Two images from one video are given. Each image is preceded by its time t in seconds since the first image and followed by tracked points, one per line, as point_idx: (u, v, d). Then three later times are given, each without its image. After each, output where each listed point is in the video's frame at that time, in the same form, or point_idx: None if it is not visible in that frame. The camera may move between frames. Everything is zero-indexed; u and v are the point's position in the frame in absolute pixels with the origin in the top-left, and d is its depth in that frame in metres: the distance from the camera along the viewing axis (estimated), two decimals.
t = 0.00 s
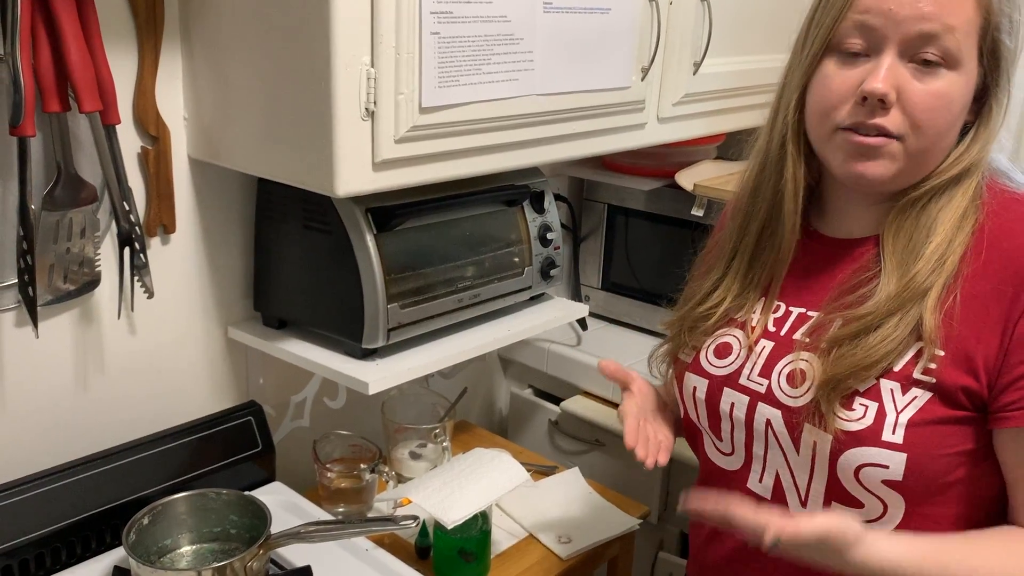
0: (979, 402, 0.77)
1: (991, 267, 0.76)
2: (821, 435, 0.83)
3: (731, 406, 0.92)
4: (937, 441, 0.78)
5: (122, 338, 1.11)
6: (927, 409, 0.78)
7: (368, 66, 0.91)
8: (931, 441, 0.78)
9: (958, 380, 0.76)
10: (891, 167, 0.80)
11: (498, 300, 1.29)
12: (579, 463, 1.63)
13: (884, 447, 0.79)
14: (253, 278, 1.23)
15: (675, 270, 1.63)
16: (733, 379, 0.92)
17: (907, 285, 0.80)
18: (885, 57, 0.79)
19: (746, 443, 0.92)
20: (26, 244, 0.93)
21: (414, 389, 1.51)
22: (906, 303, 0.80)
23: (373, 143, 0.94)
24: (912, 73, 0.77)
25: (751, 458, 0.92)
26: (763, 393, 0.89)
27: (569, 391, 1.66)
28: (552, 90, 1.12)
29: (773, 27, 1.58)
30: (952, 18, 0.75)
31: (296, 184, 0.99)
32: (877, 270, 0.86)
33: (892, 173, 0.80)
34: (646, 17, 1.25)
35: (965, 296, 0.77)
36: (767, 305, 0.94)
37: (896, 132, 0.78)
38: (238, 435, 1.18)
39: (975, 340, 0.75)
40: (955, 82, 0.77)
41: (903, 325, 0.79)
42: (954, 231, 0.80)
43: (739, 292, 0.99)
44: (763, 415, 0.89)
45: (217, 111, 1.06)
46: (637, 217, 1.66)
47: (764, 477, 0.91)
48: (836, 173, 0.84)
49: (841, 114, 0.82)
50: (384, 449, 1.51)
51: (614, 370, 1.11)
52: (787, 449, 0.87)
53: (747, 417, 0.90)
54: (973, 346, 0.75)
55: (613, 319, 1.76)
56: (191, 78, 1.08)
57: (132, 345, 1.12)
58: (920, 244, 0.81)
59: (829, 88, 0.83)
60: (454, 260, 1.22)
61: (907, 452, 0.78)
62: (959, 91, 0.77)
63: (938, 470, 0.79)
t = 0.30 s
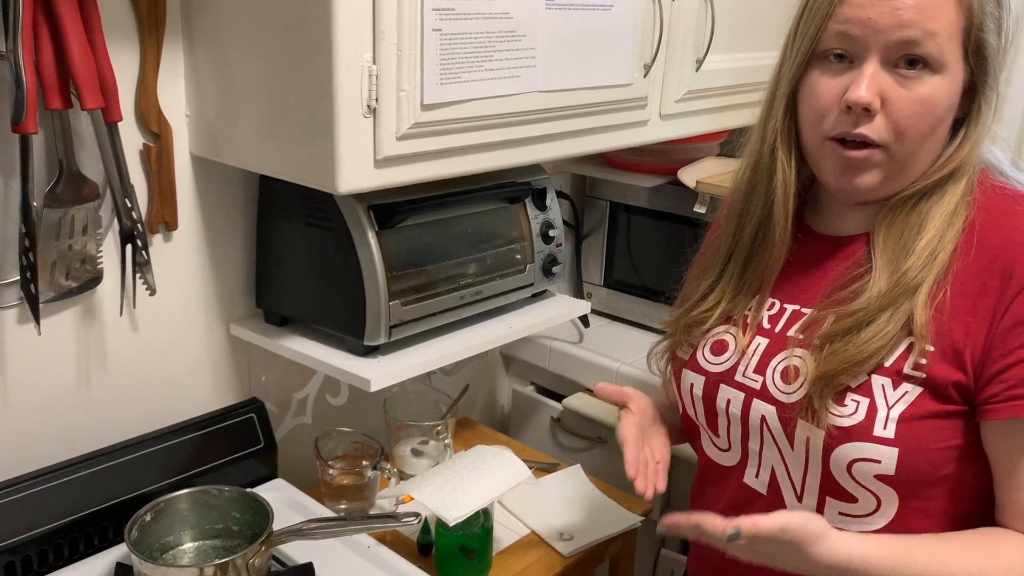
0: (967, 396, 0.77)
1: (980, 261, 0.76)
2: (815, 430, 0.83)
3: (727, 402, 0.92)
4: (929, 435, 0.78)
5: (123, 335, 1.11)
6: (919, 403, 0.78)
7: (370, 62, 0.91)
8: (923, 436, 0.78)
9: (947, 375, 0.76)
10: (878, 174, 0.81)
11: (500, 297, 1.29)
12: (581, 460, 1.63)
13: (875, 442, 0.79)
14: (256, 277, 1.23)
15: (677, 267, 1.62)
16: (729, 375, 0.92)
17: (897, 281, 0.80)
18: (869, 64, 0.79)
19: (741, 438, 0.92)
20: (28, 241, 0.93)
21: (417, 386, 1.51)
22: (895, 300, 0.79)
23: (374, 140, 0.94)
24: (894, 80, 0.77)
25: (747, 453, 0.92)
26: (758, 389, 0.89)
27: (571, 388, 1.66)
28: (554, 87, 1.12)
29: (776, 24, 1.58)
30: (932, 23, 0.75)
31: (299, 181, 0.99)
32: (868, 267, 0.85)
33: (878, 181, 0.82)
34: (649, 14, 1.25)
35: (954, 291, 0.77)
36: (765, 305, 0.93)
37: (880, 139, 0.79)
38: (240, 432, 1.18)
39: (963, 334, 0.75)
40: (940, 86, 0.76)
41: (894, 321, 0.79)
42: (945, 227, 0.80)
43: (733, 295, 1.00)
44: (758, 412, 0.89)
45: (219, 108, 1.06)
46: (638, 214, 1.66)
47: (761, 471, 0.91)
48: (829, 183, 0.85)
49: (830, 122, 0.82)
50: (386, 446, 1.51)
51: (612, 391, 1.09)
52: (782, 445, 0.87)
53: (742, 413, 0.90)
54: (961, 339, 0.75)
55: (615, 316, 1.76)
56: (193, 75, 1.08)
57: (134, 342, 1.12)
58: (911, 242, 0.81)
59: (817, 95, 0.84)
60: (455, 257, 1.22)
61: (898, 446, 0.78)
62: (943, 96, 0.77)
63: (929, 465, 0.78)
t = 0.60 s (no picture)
0: (955, 395, 0.77)
1: (973, 260, 0.76)
2: (800, 424, 0.84)
3: (722, 395, 0.93)
4: (914, 434, 0.78)
5: (126, 334, 1.11)
6: (903, 401, 0.78)
7: (371, 61, 0.91)
8: (908, 434, 0.78)
9: (933, 373, 0.77)
10: (879, 163, 0.80)
11: (501, 295, 1.29)
12: (583, 458, 1.63)
13: (857, 437, 0.80)
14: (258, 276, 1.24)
15: (679, 266, 1.62)
16: (724, 368, 0.93)
17: (889, 277, 0.80)
18: (864, 54, 0.79)
19: (733, 430, 0.93)
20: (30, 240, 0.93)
21: (418, 385, 1.51)
22: (885, 297, 0.80)
23: (375, 139, 0.94)
24: (889, 71, 0.78)
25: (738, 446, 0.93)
26: (752, 382, 0.89)
27: (573, 386, 1.66)
28: (555, 86, 1.12)
29: (778, 22, 1.58)
30: (928, 15, 0.76)
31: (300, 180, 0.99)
32: (863, 265, 0.86)
33: (878, 172, 0.81)
34: (650, 12, 1.25)
35: (945, 289, 0.77)
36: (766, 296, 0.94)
37: (878, 129, 0.79)
38: (242, 431, 1.18)
39: (952, 331, 0.75)
40: (937, 77, 0.77)
41: (881, 318, 0.80)
42: (941, 223, 0.79)
43: (727, 293, 1.00)
44: (750, 404, 0.90)
45: (220, 107, 1.06)
46: (640, 212, 1.66)
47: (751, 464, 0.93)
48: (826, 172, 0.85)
49: (826, 113, 0.83)
50: (388, 445, 1.51)
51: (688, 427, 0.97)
52: (769, 437, 0.89)
53: (735, 405, 0.91)
54: (949, 336, 0.76)
55: (617, 315, 1.76)
56: (194, 75, 1.08)
57: (136, 341, 1.12)
58: (905, 240, 0.82)
59: (812, 87, 0.85)
60: (456, 256, 1.22)
61: (880, 443, 0.79)
62: (942, 86, 0.77)
63: (914, 463, 0.79)
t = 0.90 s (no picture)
0: (959, 402, 0.77)
1: (985, 269, 0.76)
2: (801, 420, 0.85)
3: (724, 390, 0.93)
4: (917, 438, 0.78)
5: (126, 334, 1.11)
6: (908, 404, 0.78)
7: (371, 62, 0.91)
8: (910, 438, 0.78)
9: (939, 378, 0.76)
10: (883, 170, 0.81)
11: (502, 296, 1.29)
12: (583, 459, 1.63)
13: (858, 438, 0.80)
14: (258, 277, 1.24)
15: (680, 267, 1.62)
16: (729, 365, 0.93)
17: (901, 281, 0.80)
18: (862, 60, 0.80)
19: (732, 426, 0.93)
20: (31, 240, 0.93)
21: (418, 385, 1.51)
22: (897, 300, 0.80)
23: (377, 140, 0.94)
24: (887, 75, 0.78)
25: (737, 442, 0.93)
26: (755, 378, 0.90)
27: (574, 387, 1.66)
28: (556, 87, 1.12)
29: (779, 23, 1.58)
30: (925, 18, 0.75)
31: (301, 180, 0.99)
32: (874, 270, 0.86)
33: (885, 177, 0.81)
34: (650, 12, 1.25)
35: (955, 294, 0.77)
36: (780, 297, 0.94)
37: (879, 136, 0.79)
38: (242, 432, 1.18)
39: (960, 336, 0.75)
40: (937, 81, 0.77)
41: (891, 321, 0.80)
42: (956, 228, 0.80)
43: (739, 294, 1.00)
44: (751, 401, 0.90)
45: (221, 107, 1.06)
46: (641, 213, 1.66)
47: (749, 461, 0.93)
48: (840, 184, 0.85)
49: (829, 122, 0.84)
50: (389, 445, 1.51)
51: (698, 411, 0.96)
52: (770, 434, 0.89)
53: (737, 401, 0.92)
54: (958, 342, 0.75)
55: (618, 315, 1.76)
56: (195, 75, 1.08)
57: (137, 341, 1.13)
58: (919, 245, 0.82)
59: (818, 96, 0.86)
60: (456, 256, 1.22)
61: (881, 445, 0.79)
62: (943, 92, 0.77)
63: (915, 467, 0.79)
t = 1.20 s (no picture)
0: (943, 416, 0.75)
1: (987, 284, 0.74)
2: (784, 416, 0.85)
3: (726, 376, 0.94)
4: (895, 445, 0.77)
5: (126, 334, 1.11)
6: (890, 411, 0.77)
7: (372, 63, 0.91)
8: (888, 445, 0.77)
9: (922, 390, 0.75)
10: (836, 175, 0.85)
11: (502, 296, 1.29)
12: (583, 460, 1.63)
13: (835, 436, 0.80)
14: (258, 277, 1.24)
15: (680, 269, 1.62)
16: (735, 351, 0.94)
17: (892, 305, 0.78)
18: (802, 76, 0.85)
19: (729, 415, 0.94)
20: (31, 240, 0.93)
21: (418, 385, 1.52)
22: (883, 325, 0.78)
23: (377, 140, 0.94)
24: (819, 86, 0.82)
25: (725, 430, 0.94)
26: (753, 368, 0.90)
27: (573, 388, 1.66)
28: (556, 88, 1.12)
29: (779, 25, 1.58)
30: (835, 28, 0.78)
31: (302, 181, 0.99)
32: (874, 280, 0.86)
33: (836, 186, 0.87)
34: (650, 14, 1.25)
35: (955, 307, 0.75)
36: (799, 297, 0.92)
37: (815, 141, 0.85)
38: (242, 432, 1.18)
39: (949, 348, 0.73)
40: (854, 91, 0.78)
41: (873, 344, 0.78)
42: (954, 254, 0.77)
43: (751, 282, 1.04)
44: (747, 390, 0.91)
45: (222, 108, 1.06)
46: (641, 214, 1.66)
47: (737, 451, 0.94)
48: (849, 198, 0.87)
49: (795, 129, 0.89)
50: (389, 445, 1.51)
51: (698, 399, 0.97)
52: (757, 420, 0.90)
53: (735, 388, 0.92)
54: (946, 354, 0.74)
55: (619, 317, 1.76)
56: (196, 76, 1.08)
57: (136, 341, 1.13)
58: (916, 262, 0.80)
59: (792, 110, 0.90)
60: (456, 257, 1.22)
61: (856, 447, 0.79)
62: (859, 100, 0.78)
63: (890, 473, 0.78)
